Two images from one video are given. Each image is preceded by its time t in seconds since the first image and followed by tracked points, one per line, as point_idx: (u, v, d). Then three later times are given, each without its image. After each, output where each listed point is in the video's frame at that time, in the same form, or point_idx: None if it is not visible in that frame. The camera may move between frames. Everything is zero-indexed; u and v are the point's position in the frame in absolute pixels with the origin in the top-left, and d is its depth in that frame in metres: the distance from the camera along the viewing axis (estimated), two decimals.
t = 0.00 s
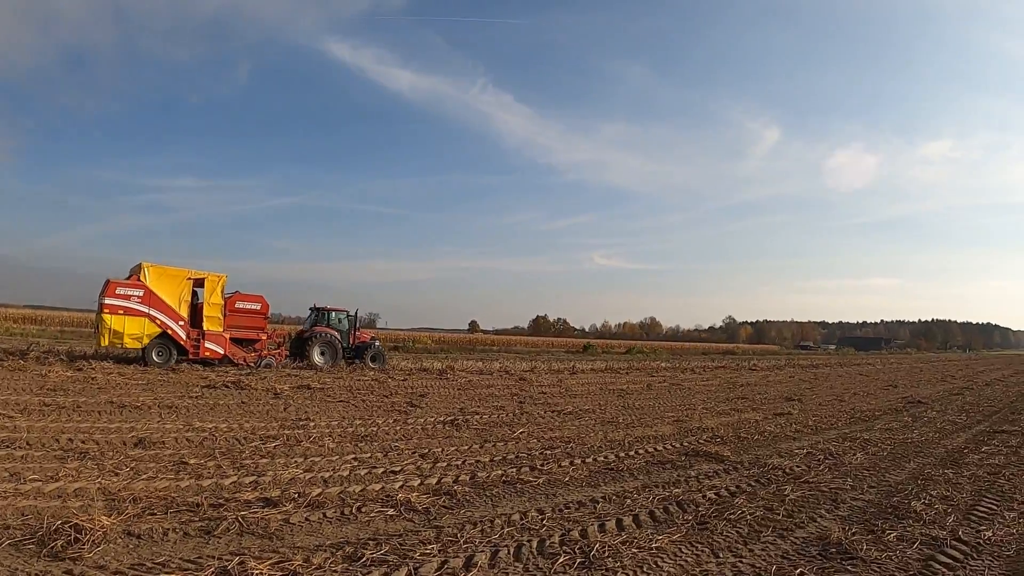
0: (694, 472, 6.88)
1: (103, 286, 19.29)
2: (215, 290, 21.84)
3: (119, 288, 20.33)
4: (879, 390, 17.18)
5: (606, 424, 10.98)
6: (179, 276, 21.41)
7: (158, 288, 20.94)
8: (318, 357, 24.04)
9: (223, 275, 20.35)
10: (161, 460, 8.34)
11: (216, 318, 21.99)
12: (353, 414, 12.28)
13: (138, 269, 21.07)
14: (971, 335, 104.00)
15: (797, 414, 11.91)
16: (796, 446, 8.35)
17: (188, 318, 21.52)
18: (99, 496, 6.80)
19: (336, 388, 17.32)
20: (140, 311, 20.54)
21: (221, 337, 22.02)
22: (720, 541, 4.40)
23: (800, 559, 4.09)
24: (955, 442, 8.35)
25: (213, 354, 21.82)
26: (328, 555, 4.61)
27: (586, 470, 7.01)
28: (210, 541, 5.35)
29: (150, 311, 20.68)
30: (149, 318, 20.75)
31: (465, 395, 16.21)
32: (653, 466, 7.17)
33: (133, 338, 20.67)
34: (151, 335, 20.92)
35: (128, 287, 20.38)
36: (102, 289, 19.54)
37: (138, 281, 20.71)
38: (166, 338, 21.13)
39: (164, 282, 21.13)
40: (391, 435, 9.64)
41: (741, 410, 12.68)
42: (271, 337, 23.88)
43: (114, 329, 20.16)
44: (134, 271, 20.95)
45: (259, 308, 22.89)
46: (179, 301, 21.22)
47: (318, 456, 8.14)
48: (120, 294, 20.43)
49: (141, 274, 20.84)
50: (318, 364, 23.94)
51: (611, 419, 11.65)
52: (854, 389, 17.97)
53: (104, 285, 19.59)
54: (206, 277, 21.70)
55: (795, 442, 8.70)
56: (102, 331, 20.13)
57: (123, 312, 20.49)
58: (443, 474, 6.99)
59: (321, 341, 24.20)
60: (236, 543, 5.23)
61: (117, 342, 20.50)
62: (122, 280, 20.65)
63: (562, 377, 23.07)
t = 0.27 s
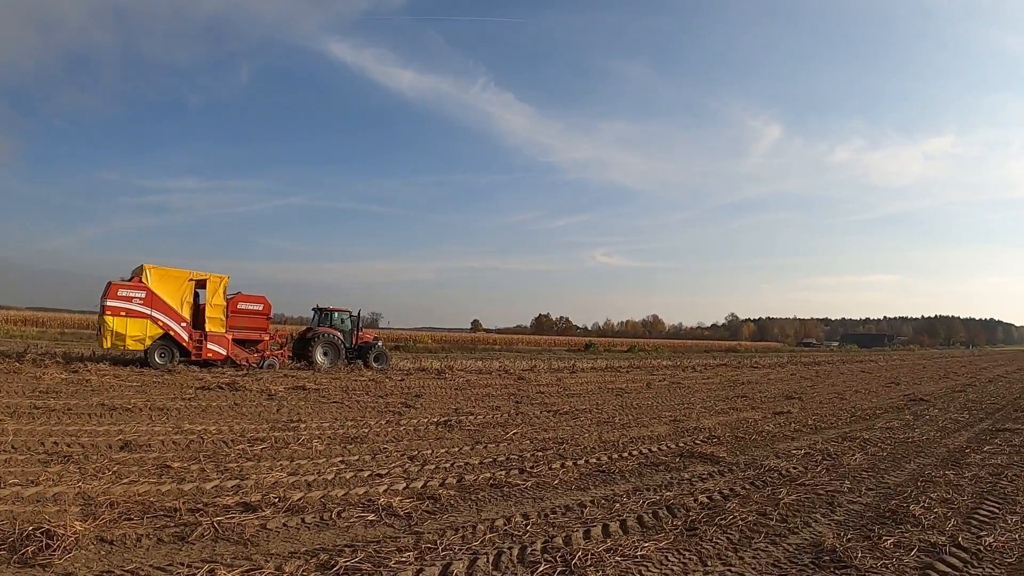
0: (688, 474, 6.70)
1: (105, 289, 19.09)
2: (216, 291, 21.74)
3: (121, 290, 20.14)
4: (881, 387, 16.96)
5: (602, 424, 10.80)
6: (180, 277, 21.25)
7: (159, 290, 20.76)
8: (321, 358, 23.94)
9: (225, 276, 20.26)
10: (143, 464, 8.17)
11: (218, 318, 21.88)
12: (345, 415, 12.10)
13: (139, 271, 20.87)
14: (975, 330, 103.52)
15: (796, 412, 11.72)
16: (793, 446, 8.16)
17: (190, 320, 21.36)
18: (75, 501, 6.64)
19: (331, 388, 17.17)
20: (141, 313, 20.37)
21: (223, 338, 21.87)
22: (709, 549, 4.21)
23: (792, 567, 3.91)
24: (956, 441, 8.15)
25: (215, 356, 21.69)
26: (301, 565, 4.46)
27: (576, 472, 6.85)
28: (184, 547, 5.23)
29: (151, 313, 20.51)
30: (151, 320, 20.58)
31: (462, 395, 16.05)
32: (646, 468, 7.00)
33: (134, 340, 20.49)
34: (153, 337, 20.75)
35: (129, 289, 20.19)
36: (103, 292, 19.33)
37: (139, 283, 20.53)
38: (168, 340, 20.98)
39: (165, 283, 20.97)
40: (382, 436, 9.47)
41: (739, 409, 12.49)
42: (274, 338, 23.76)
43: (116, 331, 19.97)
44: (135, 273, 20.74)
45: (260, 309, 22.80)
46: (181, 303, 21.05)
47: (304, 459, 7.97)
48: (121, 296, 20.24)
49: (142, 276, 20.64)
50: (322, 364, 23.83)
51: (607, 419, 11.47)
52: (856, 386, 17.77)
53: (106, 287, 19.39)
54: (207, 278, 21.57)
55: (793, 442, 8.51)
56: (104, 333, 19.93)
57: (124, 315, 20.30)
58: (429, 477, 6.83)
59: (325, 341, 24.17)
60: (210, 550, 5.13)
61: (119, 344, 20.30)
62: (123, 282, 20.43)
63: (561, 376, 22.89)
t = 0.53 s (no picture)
0: (678, 474, 6.54)
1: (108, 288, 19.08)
2: (220, 290, 21.75)
3: (125, 290, 20.13)
4: (883, 385, 16.75)
5: (596, 423, 10.63)
6: (184, 277, 21.23)
7: (163, 290, 20.73)
8: (324, 356, 23.84)
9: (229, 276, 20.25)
10: (126, 463, 8.04)
11: (222, 318, 21.87)
12: (338, 413, 11.96)
13: (143, 271, 20.86)
14: (981, 328, 102.89)
15: (794, 411, 11.54)
16: (788, 445, 7.99)
17: (194, 319, 21.33)
18: (53, 499, 6.51)
19: (326, 387, 17.07)
20: (145, 312, 20.34)
21: (227, 337, 21.82)
22: (690, 553, 4.07)
23: (776, 573, 3.75)
24: (956, 441, 7.96)
25: (218, 355, 21.61)
26: (270, 566, 4.37)
27: (564, 472, 6.70)
28: (156, 547, 5.10)
29: (155, 312, 20.46)
30: (155, 319, 20.53)
31: (458, 394, 15.91)
32: (636, 468, 6.84)
33: (138, 340, 20.45)
34: (157, 337, 20.71)
35: (133, 289, 20.17)
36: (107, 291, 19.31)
37: (143, 283, 20.50)
38: (172, 339, 20.93)
39: (169, 283, 20.95)
40: (372, 435, 9.33)
41: (737, 408, 12.31)
42: (278, 336, 23.69)
43: (120, 331, 19.92)
44: (139, 273, 20.75)
45: (263, 308, 22.72)
46: (184, 302, 21.01)
47: (290, 458, 7.84)
48: (125, 296, 20.24)
49: (146, 276, 20.64)
50: (325, 364, 23.75)
51: (602, 418, 11.30)
52: (857, 384, 17.56)
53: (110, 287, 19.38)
54: (211, 278, 21.58)
55: (789, 441, 8.34)
56: (108, 333, 19.89)
57: (128, 314, 20.28)
58: (413, 476, 6.70)
59: (328, 340, 24.03)
60: (182, 550, 4.99)
61: (124, 344, 20.26)
62: (127, 282, 20.45)
63: (560, 375, 22.76)
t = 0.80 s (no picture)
0: (666, 476, 6.37)
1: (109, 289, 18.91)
2: (221, 290, 21.61)
3: (125, 291, 19.97)
4: (882, 384, 16.55)
5: (590, 423, 10.45)
6: (185, 277, 21.09)
7: (164, 290, 20.57)
8: (325, 356, 23.68)
9: (230, 276, 20.10)
10: (106, 462, 7.88)
11: (223, 318, 21.73)
12: (328, 412, 11.80)
13: (143, 271, 20.70)
14: (983, 326, 102.53)
15: (791, 410, 11.35)
16: (781, 445, 7.81)
17: (195, 319, 21.18)
18: (27, 498, 6.34)
19: (319, 386, 16.93)
20: (146, 312, 20.20)
21: (228, 337, 21.69)
22: (669, 559, 3.91)
23: None
24: (953, 441, 7.78)
25: (219, 355, 21.47)
26: (237, 569, 4.23)
27: (549, 473, 6.53)
28: (127, 548, 4.92)
29: (155, 313, 20.31)
30: (156, 319, 20.39)
31: (452, 393, 15.75)
32: (624, 469, 6.67)
33: (139, 340, 20.32)
34: (157, 337, 20.57)
35: (134, 289, 20.02)
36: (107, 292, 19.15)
37: (143, 283, 20.36)
38: (173, 339, 20.80)
39: (170, 283, 20.81)
40: (359, 434, 9.17)
41: (733, 407, 12.12)
42: (278, 335, 23.54)
43: (121, 331, 19.79)
44: (139, 273, 20.59)
45: (264, 308, 22.56)
46: (185, 302, 20.87)
47: (272, 459, 7.68)
48: (126, 296, 20.09)
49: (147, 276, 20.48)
50: (325, 362, 23.61)
51: (595, 418, 11.12)
52: (856, 383, 17.36)
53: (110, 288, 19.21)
54: (212, 278, 21.45)
55: (782, 442, 8.16)
56: (109, 333, 19.76)
57: (129, 315, 20.13)
58: (395, 477, 6.53)
59: (328, 340, 23.84)
60: (153, 551, 4.83)
61: (124, 344, 20.12)
62: (128, 282, 20.30)
63: (557, 373, 22.59)
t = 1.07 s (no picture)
0: (660, 480, 6.22)
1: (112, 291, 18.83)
2: (224, 291, 21.47)
3: (128, 293, 19.91)
4: (883, 384, 16.37)
5: (585, 424, 10.29)
6: (187, 279, 20.97)
7: (167, 292, 20.51)
8: (327, 357, 23.58)
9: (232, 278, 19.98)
10: (90, 463, 7.71)
11: (225, 319, 21.59)
12: (321, 414, 11.64)
13: (146, 273, 20.65)
14: (986, 325, 102.17)
15: (790, 411, 11.17)
16: (779, 447, 7.66)
17: (197, 320, 21.08)
18: (4, 499, 6.17)
19: (315, 387, 16.81)
20: (148, 314, 20.10)
21: (231, 339, 21.58)
22: (657, 566, 3.77)
23: None
24: (954, 443, 7.60)
25: (222, 357, 21.37)
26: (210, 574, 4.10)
27: (540, 476, 6.39)
28: (105, 551, 4.74)
29: (159, 314, 20.25)
30: (159, 321, 20.33)
31: (448, 394, 15.59)
32: (616, 472, 6.52)
33: (143, 341, 20.26)
34: (160, 338, 20.52)
35: (137, 291, 19.95)
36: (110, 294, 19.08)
37: (145, 285, 20.27)
38: (176, 340, 20.76)
39: (172, 285, 20.69)
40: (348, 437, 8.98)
41: (731, 408, 11.95)
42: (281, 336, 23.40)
43: (124, 333, 19.73)
44: (142, 275, 20.53)
45: (267, 309, 22.46)
46: (188, 304, 20.76)
47: (257, 462, 7.51)
48: (129, 298, 20.03)
49: (149, 278, 20.42)
50: (327, 364, 23.46)
51: (591, 419, 10.96)
52: (857, 383, 17.18)
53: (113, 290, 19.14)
54: (214, 279, 21.33)
55: (780, 443, 8.00)
56: (111, 335, 19.67)
57: (132, 316, 20.07)
58: (382, 480, 6.38)
59: (332, 341, 23.70)
60: (130, 554, 4.65)
61: (128, 346, 20.08)
62: (132, 285, 20.27)
63: (556, 374, 22.45)
